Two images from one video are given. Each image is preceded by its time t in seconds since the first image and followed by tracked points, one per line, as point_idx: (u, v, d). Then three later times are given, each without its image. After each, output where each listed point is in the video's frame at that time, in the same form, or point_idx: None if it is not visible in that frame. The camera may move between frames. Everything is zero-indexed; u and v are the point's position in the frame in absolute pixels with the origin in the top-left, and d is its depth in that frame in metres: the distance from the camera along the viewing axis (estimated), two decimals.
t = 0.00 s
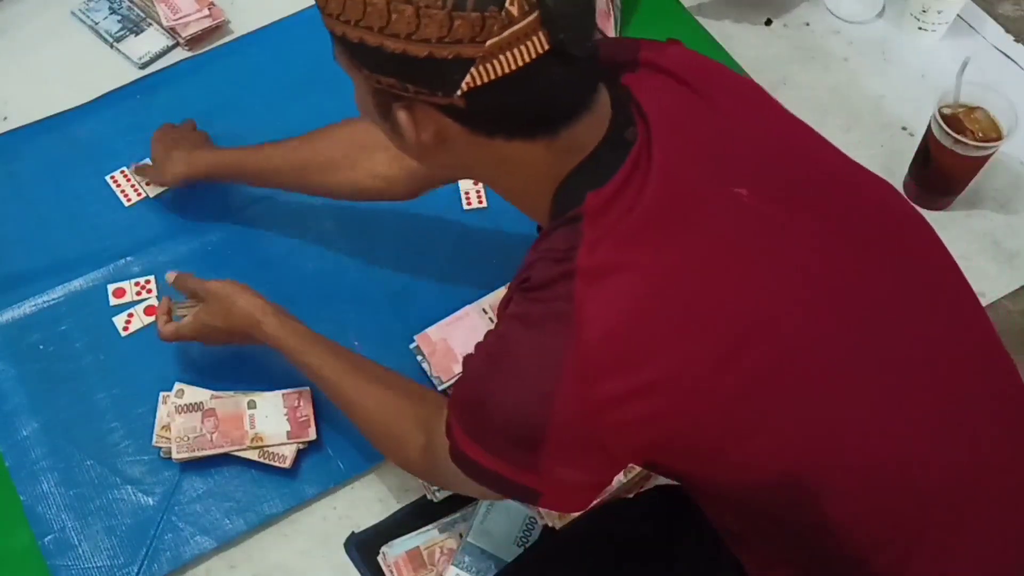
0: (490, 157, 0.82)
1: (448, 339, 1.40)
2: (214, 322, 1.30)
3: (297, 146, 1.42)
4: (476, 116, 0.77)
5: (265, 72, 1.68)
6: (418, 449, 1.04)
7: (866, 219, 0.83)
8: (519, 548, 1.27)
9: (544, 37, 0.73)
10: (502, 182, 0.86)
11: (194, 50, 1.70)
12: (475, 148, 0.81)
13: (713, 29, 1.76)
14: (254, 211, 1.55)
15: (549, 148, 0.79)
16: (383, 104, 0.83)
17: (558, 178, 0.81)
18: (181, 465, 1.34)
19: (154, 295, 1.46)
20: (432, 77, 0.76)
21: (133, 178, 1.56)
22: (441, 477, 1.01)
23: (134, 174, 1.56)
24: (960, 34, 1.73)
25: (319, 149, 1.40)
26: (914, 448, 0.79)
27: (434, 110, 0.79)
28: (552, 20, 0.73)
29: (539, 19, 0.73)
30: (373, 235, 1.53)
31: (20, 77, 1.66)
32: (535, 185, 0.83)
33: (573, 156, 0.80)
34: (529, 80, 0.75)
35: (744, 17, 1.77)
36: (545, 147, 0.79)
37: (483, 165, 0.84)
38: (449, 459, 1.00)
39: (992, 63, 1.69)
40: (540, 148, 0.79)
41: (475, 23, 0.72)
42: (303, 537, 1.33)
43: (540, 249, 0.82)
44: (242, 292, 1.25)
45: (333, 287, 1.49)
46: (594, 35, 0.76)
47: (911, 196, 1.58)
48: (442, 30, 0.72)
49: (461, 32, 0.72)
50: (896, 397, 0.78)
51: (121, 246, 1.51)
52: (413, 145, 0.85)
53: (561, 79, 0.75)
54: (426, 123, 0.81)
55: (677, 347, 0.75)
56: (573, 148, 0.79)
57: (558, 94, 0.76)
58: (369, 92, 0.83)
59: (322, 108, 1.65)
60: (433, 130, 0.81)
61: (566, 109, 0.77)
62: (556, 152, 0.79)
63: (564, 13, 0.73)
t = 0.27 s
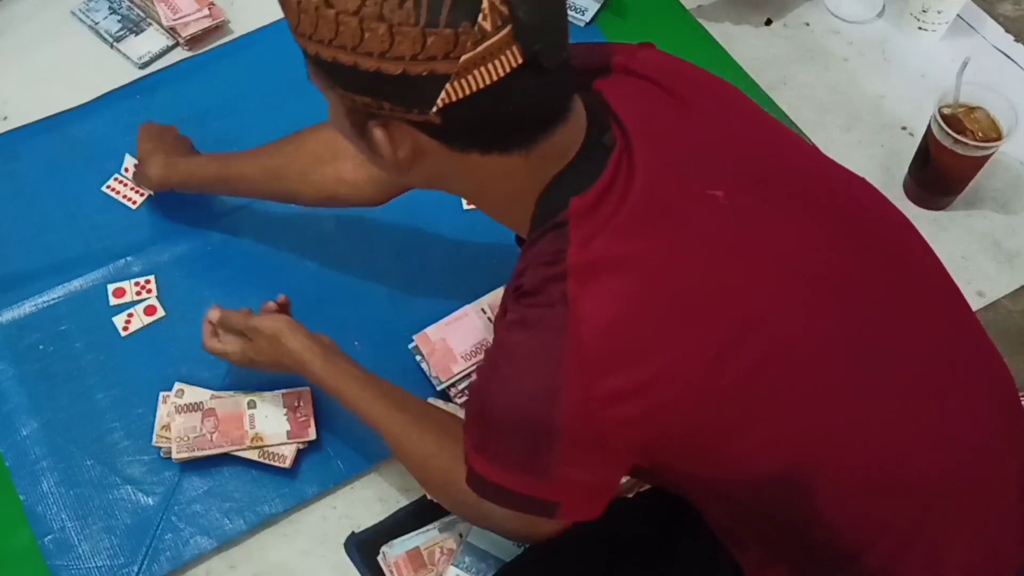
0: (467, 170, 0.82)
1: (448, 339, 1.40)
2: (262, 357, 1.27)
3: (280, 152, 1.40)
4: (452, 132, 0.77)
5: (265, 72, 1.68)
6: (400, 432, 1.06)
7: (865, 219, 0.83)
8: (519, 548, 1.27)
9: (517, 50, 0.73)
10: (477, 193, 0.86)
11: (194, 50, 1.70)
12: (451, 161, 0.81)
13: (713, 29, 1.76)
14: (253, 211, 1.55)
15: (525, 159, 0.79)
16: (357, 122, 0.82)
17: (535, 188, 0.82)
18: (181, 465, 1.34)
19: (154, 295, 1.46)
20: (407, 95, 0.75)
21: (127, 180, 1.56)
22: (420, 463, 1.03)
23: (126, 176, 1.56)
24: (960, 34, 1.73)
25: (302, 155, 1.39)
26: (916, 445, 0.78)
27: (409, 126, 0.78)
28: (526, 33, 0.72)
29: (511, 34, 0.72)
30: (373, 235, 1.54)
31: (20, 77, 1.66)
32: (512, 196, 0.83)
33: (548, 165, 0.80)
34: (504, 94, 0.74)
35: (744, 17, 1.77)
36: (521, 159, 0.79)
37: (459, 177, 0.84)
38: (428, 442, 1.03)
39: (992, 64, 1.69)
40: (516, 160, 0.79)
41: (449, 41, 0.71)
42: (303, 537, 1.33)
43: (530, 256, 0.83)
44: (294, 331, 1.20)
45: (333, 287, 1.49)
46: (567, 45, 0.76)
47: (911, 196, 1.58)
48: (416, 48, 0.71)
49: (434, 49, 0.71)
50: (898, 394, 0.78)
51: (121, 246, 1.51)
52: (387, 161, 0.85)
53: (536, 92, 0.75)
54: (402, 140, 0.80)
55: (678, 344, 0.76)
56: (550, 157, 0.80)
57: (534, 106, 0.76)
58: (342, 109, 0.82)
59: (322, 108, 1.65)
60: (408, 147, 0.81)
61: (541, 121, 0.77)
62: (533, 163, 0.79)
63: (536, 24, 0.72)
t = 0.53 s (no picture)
0: (462, 187, 0.82)
1: (448, 339, 1.40)
2: (272, 378, 1.26)
3: (263, 168, 1.40)
4: (445, 150, 0.78)
5: (265, 72, 1.68)
6: (410, 440, 1.04)
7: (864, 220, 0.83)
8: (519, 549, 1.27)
9: (506, 65, 0.74)
10: (472, 212, 0.86)
11: (194, 50, 1.70)
12: (444, 179, 0.82)
13: (713, 29, 1.76)
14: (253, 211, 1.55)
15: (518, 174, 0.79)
16: (349, 143, 0.84)
17: (531, 205, 0.82)
18: (181, 465, 1.34)
19: (154, 295, 1.46)
20: (398, 113, 0.76)
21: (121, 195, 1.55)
22: (429, 473, 1.01)
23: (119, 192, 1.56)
24: (960, 34, 1.73)
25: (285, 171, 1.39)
26: (916, 446, 0.78)
27: (401, 144, 0.80)
28: (514, 47, 0.73)
29: (499, 49, 0.73)
30: (372, 237, 1.54)
31: (20, 76, 1.66)
32: (508, 213, 0.84)
33: (542, 180, 0.80)
34: (494, 109, 0.75)
35: (744, 17, 1.77)
36: (514, 174, 0.79)
37: (452, 195, 0.85)
38: (438, 451, 1.02)
39: (992, 64, 1.69)
40: (510, 175, 0.79)
41: (438, 57, 0.72)
42: (303, 537, 1.33)
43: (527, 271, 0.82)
44: (303, 351, 1.18)
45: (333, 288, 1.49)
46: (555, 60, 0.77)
47: (910, 196, 1.58)
48: (405, 66, 0.73)
49: (423, 66, 0.73)
50: (899, 393, 0.78)
51: (121, 246, 1.51)
52: (382, 182, 0.86)
53: (528, 106, 0.76)
54: (395, 158, 0.82)
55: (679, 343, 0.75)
56: (544, 172, 0.80)
57: (526, 121, 0.76)
58: (336, 134, 0.84)
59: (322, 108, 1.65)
60: (402, 164, 0.82)
61: (533, 136, 0.77)
62: (526, 178, 0.80)
63: (525, 39, 0.73)
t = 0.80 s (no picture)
0: (461, 204, 0.81)
1: (448, 339, 1.40)
2: (266, 378, 1.25)
3: (316, 215, 1.31)
4: (444, 170, 0.77)
5: (265, 72, 1.68)
6: (407, 444, 1.04)
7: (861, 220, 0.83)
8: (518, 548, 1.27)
9: (504, 83, 0.73)
10: (472, 226, 0.86)
11: (193, 50, 1.70)
12: (443, 196, 0.81)
13: (712, 29, 1.76)
14: (254, 211, 1.55)
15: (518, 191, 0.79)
16: (347, 161, 0.83)
17: (533, 220, 0.81)
18: (181, 465, 1.34)
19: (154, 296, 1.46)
20: (395, 135, 0.76)
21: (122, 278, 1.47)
22: (429, 477, 1.01)
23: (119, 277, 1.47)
24: (961, 34, 1.73)
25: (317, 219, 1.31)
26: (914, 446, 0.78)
27: (399, 164, 0.79)
28: (509, 64, 0.72)
29: (497, 68, 0.72)
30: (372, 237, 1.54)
31: (20, 76, 1.66)
32: (509, 229, 0.83)
33: (542, 195, 0.80)
34: (492, 129, 0.74)
35: (744, 17, 1.77)
36: (514, 191, 0.79)
37: (452, 211, 0.84)
38: (437, 453, 1.01)
39: (992, 64, 1.69)
40: (509, 193, 0.79)
41: (434, 78, 0.72)
42: (303, 537, 1.33)
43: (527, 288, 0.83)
44: (297, 351, 1.17)
45: (334, 287, 1.49)
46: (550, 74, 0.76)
47: (910, 196, 1.58)
48: (401, 88, 0.72)
49: (419, 88, 0.72)
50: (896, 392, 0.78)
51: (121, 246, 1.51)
52: (382, 199, 0.86)
53: (526, 124, 0.75)
54: (393, 177, 0.81)
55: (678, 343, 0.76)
56: (544, 187, 0.79)
57: (525, 139, 0.76)
58: (333, 153, 0.83)
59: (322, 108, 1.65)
60: (400, 182, 0.82)
61: (531, 153, 0.76)
62: (526, 194, 0.79)
63: (520, 57, 0.73)
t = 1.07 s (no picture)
0: (480, 216, 0.81)
1: (448, 339, 1.40)
2: (266, 394, 1.23)
3: (320, 219, 1.30)
4: (464, 185, 0.77)
5: (264, 72, 1.68)
6: (410, 449, 1.04)
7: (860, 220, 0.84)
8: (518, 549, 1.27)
9: (526, 98, 0.73)
10: (489, 238, 0.86)
11: (194, 50, 1.70)
12: (461, 208, 0.81)
13: (712, 29, 1.76)
14: (255, 211, 1.55)
15: (538, 204, 0.79)
16: (362, 173, 0.83)
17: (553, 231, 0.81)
18: (181, 465, 1.34)
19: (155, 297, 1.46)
20: (415, 150, 0.75)
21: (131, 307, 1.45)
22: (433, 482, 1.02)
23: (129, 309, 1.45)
24: (961, 34, 1.73)
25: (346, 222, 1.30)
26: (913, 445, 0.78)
27: (417, 177, 0.79)
28: (532, 78, 0.73)
29: (519, 81, 0.73)
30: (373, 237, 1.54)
31: (19, 76, 1.66)
32: (530, 240, 0.83)
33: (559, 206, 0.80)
34: (514, 144, 0.74)
35: (744, 17, 1.78)
36: (534, 203, 0.79)
37: (469, 223, 0.84)
38: (438, 456, 1.02)
39: (993, 63, 1.69)
40: (530, 206, 0.79)
41: (455, 93, 0.71)
42: (303, 537, 1.33)
43: (549, 306, 0.84)
44: (296, 365, 1.15)
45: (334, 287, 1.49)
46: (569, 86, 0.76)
47: (910, 196, 1.58)
48: (421, 102, 0.72)
49: (441, 103, 0.72)
50: (896, 390, 0.78)
51: (121, 246, 1.51)
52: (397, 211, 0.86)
53: (547, 138, 0.75)
54: (410, 190, 0.81)
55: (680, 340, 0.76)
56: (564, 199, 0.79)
57: (546, 154, 0.75)
58: (348, 166, 0.83)
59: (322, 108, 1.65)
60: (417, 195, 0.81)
61: (552, 166, 0.76)
62: (546, 206, 0.79)
63: (542, 70, 0.73)
